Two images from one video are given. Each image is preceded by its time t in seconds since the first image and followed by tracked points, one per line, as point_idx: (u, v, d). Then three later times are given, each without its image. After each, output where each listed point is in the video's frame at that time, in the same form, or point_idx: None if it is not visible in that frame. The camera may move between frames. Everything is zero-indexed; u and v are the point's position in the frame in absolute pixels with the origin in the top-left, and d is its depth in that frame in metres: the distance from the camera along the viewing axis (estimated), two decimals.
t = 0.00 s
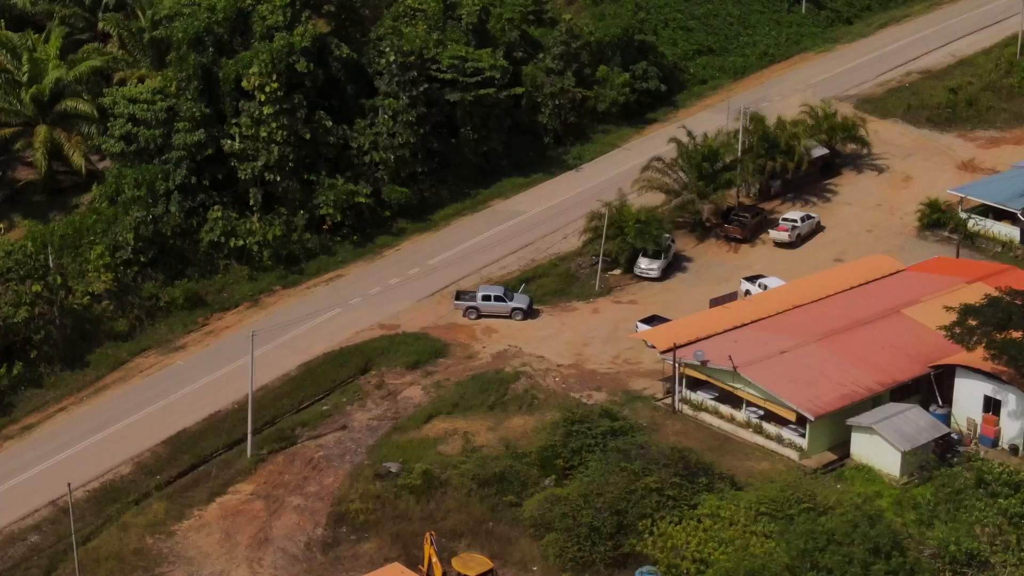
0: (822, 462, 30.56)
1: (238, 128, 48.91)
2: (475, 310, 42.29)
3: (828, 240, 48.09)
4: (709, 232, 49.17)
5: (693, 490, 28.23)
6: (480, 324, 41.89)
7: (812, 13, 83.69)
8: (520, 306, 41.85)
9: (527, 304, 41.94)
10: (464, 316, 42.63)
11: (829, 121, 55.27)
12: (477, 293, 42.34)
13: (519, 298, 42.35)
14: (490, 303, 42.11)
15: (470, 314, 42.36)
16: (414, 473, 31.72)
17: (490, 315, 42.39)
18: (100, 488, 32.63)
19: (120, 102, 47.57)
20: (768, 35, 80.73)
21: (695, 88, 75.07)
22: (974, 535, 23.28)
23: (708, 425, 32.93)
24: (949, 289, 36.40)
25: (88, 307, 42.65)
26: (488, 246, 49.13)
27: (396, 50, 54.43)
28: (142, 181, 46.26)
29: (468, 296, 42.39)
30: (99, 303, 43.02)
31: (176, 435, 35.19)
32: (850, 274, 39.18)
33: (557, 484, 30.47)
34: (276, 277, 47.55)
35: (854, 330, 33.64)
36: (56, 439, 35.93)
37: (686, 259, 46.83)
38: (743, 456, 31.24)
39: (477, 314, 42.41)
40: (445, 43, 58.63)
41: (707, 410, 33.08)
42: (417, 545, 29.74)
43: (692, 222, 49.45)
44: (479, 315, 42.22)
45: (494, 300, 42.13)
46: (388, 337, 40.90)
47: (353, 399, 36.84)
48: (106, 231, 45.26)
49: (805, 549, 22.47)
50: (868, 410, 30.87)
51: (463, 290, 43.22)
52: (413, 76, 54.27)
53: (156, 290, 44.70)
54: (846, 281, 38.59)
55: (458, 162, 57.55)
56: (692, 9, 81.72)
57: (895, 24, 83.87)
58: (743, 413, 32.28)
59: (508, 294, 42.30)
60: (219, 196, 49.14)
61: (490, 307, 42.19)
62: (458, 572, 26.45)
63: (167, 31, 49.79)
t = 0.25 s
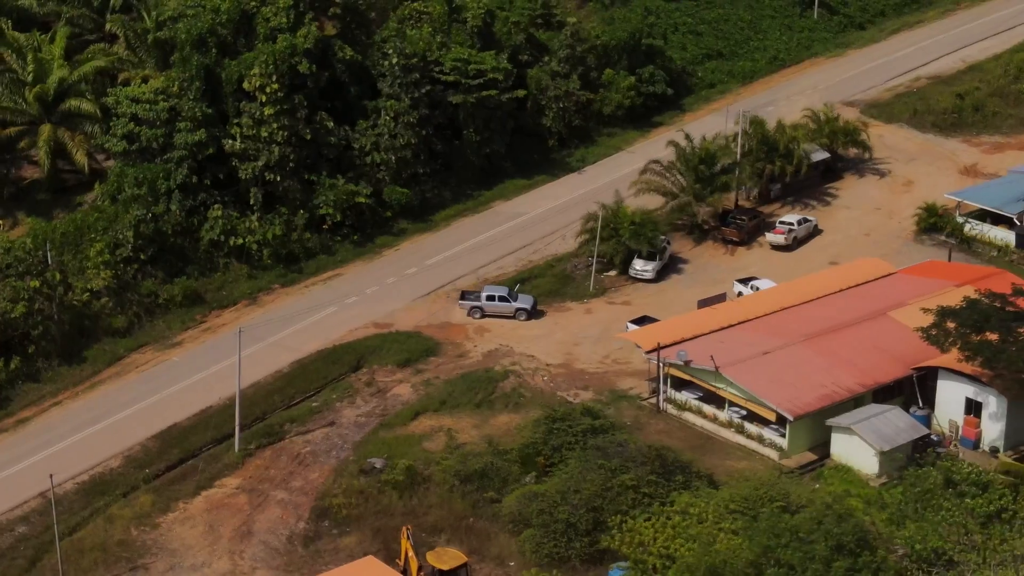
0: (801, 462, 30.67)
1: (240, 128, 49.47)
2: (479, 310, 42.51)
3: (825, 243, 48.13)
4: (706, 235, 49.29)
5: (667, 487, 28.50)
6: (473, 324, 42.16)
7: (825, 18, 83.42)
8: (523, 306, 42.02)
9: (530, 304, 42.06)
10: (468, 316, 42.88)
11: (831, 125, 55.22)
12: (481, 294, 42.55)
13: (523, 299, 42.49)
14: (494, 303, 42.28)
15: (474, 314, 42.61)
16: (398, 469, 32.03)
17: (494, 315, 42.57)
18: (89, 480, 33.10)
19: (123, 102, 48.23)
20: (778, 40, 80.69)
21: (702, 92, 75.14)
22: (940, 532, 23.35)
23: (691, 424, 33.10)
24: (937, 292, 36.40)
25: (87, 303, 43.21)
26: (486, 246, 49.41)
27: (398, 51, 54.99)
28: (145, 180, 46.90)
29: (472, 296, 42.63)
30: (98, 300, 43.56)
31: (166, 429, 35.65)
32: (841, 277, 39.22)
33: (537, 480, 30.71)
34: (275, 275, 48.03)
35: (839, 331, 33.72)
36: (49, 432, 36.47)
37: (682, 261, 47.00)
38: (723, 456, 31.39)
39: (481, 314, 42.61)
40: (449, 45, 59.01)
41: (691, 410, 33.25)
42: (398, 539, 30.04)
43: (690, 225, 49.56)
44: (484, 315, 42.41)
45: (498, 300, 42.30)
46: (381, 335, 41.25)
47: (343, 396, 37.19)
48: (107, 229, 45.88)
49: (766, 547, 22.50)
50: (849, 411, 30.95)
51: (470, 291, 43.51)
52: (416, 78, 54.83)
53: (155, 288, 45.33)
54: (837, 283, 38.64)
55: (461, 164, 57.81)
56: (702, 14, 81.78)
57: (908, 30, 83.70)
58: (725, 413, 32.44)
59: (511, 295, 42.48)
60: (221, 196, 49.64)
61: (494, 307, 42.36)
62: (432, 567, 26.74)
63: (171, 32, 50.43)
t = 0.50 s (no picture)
0: (783, 463, 30.72)
1: (240, 129, 49.93)
2: (483, 310, 42.70)
3: (822, 247, 48.10)
4: (704, 237, 49.29)
5: (646, 486, 28.66)
6: (466, 324, 42.37)
7: (834, 23, 83.59)
8: (526, 306, 42.15)
9: (533, 305, 42.16)
10: (473, 315, 43.10)
11: (833, 129, 55.12)
12: (486, 293, 42.76)
13: (527, 299, 42.61)
14: (498, 303, 42.45)
15: (478, 314, 42.82)
16: (383, 466, 32.28)
17: (498, 315, 42.71)
18: (78, 475, 33.50)
19: (125, 102, 48.75)
20: (788, 44, 80.67)
21: (709, 96, 75.20)
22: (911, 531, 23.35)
23: (676, 425, 33.21)
24: (928, 295, 36.33)
25: (85, 301, 43.68)
26: (484, 248, 49.62)
27: (400, 53, 55.40)
28: (145, 180, 47.37)
29: (476, 296, 42.86)
30: (96, 297, 44.03)
31: (157, 425, 36.02)
32: (834, 280, 39.20)
33: (519, 479, 30.86)
34: (274, 275, 48.45)
35: (825, 333, 33.74)
36: (43, 426, 36.90)
37: (678, 263, 47.11)
38: (706, 456, 31.49)
39: (485, 314, 42.79)
40: (452, 48, 59.32)
41: (676, 410, 33.36)
42: (381, 535, 30.29)
43: (688, 226, 49.66)
44: (486, 314, 42.58)
45: (502, 300, 42.47)
46: (375, 335, 41.52)
47: (334, 394, 37.46)
48: (107, 227, 46.38)
49: (735, 544, 22.49)
50: (832, 413, 30.97)
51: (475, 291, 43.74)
52: (418, 80, 55.14)
53: (154, 286, 45.80)
54: (829, 286, 38.62)
55: (463, 166, 58.01)
56: (711, 18, 81.88)
57: (919, 35, 83.55)
58: (710, 413, 32.54)
59: (516, 295, 42.63)
60: (222, 195, 50.04)
61: (498, 307, 42.53)
62: (409, 562, 27.00)
63: (174, 33, 50.94)
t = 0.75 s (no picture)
0: (763, 465, 30.75)
1: (241, 130, 50.38)
2: (487, 312, 42.67)
3: (819, 251, 48.03)
4: (701, 240, 49.29)
5: (622, 486, 28.82)
6: (459, 325, 42.58)
7: (846, 29, 83.44)
8: (530, 308, 42.11)
9: (537, 306, 42.08)
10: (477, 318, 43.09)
11: (834, 134, 55.03)
12: (490, 295, 42.81)
13: (531, 301, 42.57)
14: (502, 305, 42.53)
15: (482, 316, 42.79)
16: (367, 464, 32.52)
17: (502, 318, 42.67)
18: (67, 471, 33.88)
19: (127, 103, 49.27)
20: (798, 50, 80.55)
21: (717, 100, 75.15)
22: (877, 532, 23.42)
23: (659, 426, 33.29)
24: (916, 299, 36.26)
25: (83, 299, 44.17)
26: (481, 250, 49.83)
27: (402, 57, 55.46)
28: (146, 180, 47.87)
29: (481, 298, 42.90)
30: (94, 296, 44.51)
31: (147, 422, 36.39)
32: (824, 284, 39.15)
33: (499, 478, 31.00)
34: (273, 275, 48.85)
35: (810, 337, 33.75)
36: (36, 422, 37.33)
37: (673, 267, 47.19)
38: (687, 457, 31.56)
39: (489, 316, 42.75)
40: (456, 52, 59.63)
41: (660, 411, 33.44)
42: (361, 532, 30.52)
43: (686, 231, 49.54)
44: (491, 317, 42.59)
45: (506, 302, 42.47)
46: (368, 335, 41.77)
47: (323, 393, 37.74)
48: (107, 227, 46.87)
49: (697, 543, 22.72)
50: (813, 416, 30.97)
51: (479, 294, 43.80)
52: (420, 83, 55.32)
53: (152, 285, 46.28)
54: (819, 290, 38.57)
55: (466, 169, 58.26)
56: (721, 24, 81.86)
57: (932, 41, 83.25)
58: (692, 415, 32.60)
59: (520, 297, 42.61)
60: (222, 196, 50.47)
61: (502, 309, 42.52)
62: (383, 559, 27.20)
63: (177, 36, 51.56)
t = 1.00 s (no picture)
0: (745, 466, 30.75)
1: (240, 131, 50.68)
2: (490, 313, 42.65)
3: (816, 254, 47.93)
4: (698, 243, 49.27)
5: (601, 486, 28.91)
6: (452, 326, 42.73)
7: (857, 33, 83.05)
8: (533, 308, 42.08)
9: (540, 307, 42.04)
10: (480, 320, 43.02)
11: (835, 138, 54.87)
12: (493, 297, 42.80)
13: (535, 302, 42.54)
14: (505, 306, 42.50)
15: (485, 317, 42.75)
16: (352, 462, 32.68)
17: (506, 319, 42.62)
18: (56, 467, 34.19)
19: (128, 103, 49.74)
20: (808, 54, 80.27)
21: (723, 104, 75.00)
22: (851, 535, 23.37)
23: (644, 427, 33.33)
24: (905, 302, 36.14)
25: (81, 298, 44.57)
26: (479, 251, 49.96)
27: (404, 60, 55.64)
28: (145, 180, 48.32)
29: (484, 299, 42.89)
30: (92, 294, 44.91)
31: (138, 419, 36.68)
32: (816, 287, 39.06)
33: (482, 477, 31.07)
34: (272, 275, 49.19)
35: (796, 340, 33.70)
36: (29, 418, 37.69)
37: (669, 269, 47.22)
38: (669, 458, 31.60)
39: (493, 318, 42.71)
40: (459, 55, 59.80)
41: (645, 413, 33.50)
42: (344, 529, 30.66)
43: (683, 234, 49.51)
44: (494, 318, 42.54)
45: (509, 303, 42.43)
46: (361, 335, 41.96)
47: (314, 392, 37.95)
48: (107, 226, 47.29)
49: (666, 543, 22.77)
50: (796, 419, 30.94)
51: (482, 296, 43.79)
52: (422, 86, 55.54)
53: (150, 284, 46.64)
54: (810, 293, 38.48)
55: (467, 170, 58.42)
56: (730, 27, 81.62)
57: (943, 46, 82.86)
58: (677, 416, 32.64)
59: (523, 298, 42.58)
60: (222, 196, 50.79)
61: (505, 310, 42.50)
62: (359, 556, 27.25)
63: (178, 37, 51.95)
